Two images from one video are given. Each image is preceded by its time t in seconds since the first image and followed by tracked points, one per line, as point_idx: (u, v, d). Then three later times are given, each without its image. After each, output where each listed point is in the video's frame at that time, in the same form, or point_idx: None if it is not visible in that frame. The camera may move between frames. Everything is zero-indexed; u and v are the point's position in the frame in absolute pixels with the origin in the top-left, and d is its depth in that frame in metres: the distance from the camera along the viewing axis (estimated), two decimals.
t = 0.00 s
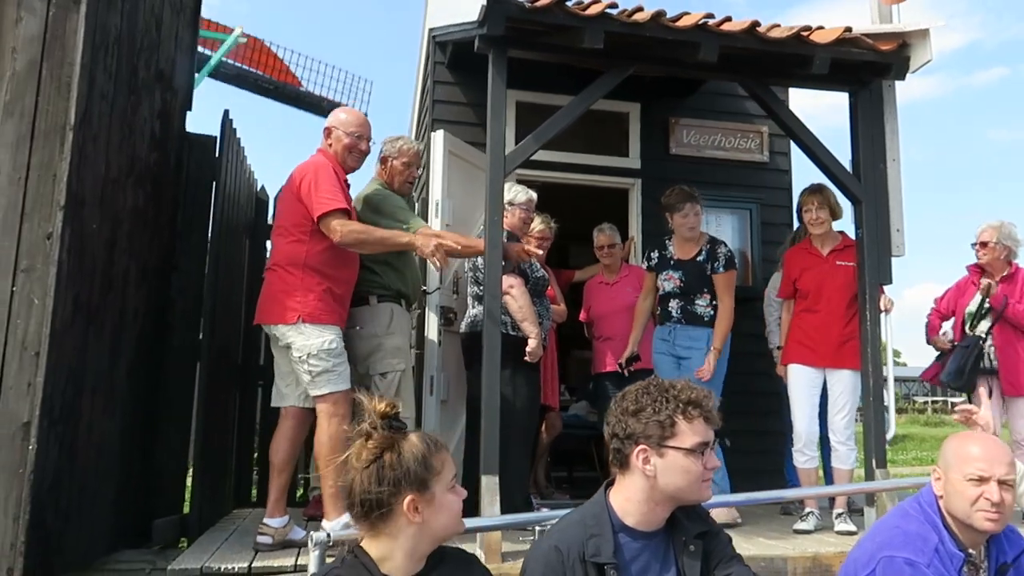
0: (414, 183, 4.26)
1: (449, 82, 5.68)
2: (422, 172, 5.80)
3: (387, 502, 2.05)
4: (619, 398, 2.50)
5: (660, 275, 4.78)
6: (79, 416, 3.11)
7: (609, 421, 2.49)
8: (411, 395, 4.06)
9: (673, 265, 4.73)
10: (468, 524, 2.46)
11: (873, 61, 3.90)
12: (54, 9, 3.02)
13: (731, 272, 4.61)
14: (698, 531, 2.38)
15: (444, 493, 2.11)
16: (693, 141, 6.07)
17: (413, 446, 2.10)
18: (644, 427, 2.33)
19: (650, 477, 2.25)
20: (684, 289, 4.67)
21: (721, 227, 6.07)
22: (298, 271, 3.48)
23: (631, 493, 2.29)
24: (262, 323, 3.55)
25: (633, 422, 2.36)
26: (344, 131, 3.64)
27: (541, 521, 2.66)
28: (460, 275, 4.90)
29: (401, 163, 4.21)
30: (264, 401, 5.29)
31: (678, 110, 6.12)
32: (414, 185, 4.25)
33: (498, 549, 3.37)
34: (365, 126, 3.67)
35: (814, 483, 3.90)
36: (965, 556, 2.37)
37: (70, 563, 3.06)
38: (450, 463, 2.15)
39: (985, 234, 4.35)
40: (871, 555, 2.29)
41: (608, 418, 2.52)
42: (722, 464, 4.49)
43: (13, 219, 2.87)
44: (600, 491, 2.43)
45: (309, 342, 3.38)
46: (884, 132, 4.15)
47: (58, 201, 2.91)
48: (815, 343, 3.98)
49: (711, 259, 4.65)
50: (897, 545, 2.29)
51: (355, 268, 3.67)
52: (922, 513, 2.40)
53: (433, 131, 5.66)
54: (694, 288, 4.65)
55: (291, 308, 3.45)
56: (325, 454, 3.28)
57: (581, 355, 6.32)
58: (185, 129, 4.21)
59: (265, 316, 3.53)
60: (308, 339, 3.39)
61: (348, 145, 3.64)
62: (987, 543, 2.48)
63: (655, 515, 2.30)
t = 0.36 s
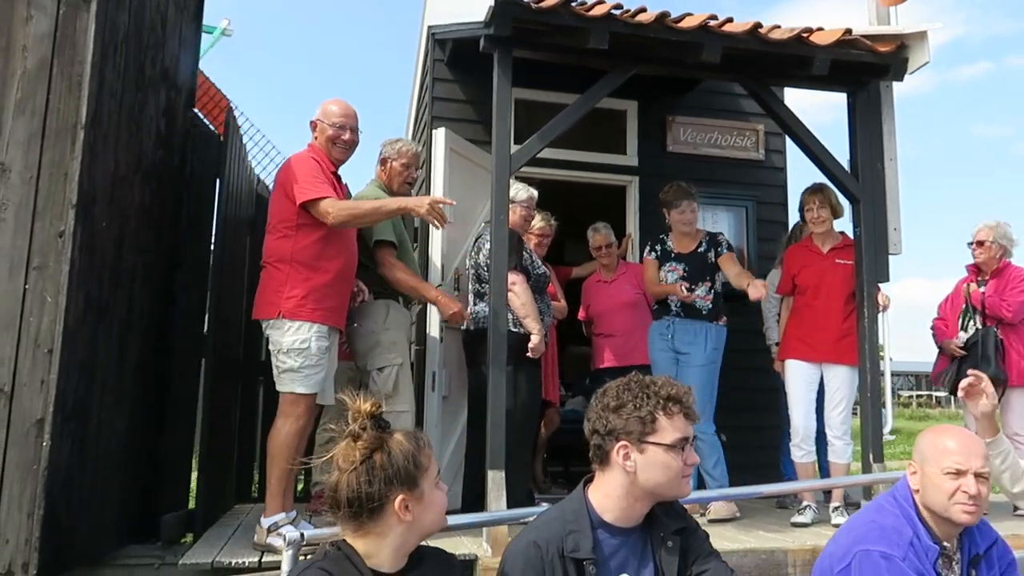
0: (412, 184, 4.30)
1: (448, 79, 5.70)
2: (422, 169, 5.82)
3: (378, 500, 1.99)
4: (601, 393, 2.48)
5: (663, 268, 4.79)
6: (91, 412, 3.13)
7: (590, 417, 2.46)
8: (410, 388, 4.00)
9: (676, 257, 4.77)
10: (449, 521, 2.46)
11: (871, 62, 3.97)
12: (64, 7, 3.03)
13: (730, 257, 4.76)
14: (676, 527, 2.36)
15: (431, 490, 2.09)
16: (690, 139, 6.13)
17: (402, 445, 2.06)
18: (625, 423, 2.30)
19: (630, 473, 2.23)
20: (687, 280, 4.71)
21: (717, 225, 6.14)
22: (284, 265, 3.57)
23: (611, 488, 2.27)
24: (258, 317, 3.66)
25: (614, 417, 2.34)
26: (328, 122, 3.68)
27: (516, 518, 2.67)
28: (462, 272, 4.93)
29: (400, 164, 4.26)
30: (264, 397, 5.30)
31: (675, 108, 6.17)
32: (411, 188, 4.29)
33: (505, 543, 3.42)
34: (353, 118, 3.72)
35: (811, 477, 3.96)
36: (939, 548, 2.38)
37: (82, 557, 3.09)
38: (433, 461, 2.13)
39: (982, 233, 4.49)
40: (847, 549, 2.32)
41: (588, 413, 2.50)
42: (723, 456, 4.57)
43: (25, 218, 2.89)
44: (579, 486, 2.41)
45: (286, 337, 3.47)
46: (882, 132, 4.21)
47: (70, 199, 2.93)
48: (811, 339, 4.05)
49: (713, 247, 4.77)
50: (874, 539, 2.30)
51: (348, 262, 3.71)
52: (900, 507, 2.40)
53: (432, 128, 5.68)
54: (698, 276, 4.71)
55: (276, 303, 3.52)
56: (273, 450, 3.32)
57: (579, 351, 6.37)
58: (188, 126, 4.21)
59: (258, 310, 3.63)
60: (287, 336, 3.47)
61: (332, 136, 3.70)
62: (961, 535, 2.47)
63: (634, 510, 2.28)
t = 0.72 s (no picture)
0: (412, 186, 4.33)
1: (449, 79, 5.75)
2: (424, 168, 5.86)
3: (361, 499, 1.88)
4: (578, 386, 2.44)
5: (661, 267, 4.88)
6: (107, 407, 3.17)
7: (568, 411, 2.42)
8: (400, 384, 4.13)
9: (675, 256, 4.85)
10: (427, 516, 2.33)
11: (870, 66, 4.06)
12: (81, 7, 3.07)
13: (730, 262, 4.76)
14: (655, 521, 2.30)
15: (414, 490, 1.98)
16: (688, 140, 6.21)
17: (388, 442, 1.95)
18: (601, 417, 2.26)
19: (605, 467, 2.19)
20: (687, 279, 4.78)
21: (714, 225, 6.23)
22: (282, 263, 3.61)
23: (588, 482, 2.22)
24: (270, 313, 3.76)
25: (590, 411, 2.30)
26: (323, 114, 3.75)
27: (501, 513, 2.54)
28: (464, 270, 4.99)
29: (400, 167, 4.28)
30: (267, 393, 5.34)
31: (673, 109, 6.25)
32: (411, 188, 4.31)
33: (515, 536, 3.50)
34: (349, 109, 3.79)
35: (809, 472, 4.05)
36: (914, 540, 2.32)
37: (96, 550, 3.13)
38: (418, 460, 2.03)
39: (972, 235, 4.58)
40: (822, 540, 2.25)
41: (566, 407, 2.45)
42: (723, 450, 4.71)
43: (45, 214, 2.93)
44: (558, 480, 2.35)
45: (287, 335, 3.53)
46: (880, 134, 4.31)
47: (89, 196, 2.96)
48: (808, 338, 4.12)
49: (713, 249, 4.80)
50: (849, 530, 2.24)
51: (348, 257, 3.72)
52: (874, 499, 2.34)
53: (434, 127, 5.73)
54: (699, 275, 4.78)
55: (277, 301, 3.57)
56: (279, 445, 3.44)
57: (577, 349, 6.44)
58: (196, 124, 4.25)
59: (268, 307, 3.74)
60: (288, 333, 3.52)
61: (327, 127, 3.75)
62: (934, 526, 2.41)
63: (612, 504, 2.23)
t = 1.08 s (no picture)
0: (412, 185, 4.41)
1: (458, 81, 5.82)
2: (431, 170, 5.93)
3: (346, 496, 1.88)
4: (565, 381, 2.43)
5: (665, 270, 4.92)
6: (130, 402, 3.23)
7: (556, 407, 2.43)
8: (389, 383, 4.18)
9: (678, 259, 4.89)
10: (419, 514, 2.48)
11: (876, 75, 4.14)
12: (109, 9, 3.12)
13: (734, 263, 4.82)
14: (647, 518, 2.30)
15: (401, 489, 1.97)
16: (692, 144, 6.29)
17: (378, 439, 1.95)
18: (582, 410, 2.27)
19: (587, 460, 2.19)
20: (688, 282, 4.82)
21: (717, 228, 6.31)
22: (290, 263, 3.72)
23: (574, 477, 2.22)
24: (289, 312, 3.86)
25: (572, 405, 2.31)
26: (331, 111, 3.74)
27: (489, 508, 2.69)
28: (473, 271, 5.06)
29: (400, 165, 4.38)
30: (276, 392, 5.38)
31: (677, 114, 6.33)
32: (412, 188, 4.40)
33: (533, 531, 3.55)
34: (357, 107, 3.79)
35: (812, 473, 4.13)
36: (903, 539, 2.32)
37: (119, 543, 3.18)
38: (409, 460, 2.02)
39: (972, 242, 4.69)
40: (812, 539, 2.24)
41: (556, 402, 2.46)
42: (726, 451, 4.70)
43: (73, 213, 2.98)
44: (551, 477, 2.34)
45: (298, 335, 3.63)
46: (884, 141, 4.41)
47: (115, 195, 3.01)
48: (810, 340, 4.21)
49: (715, 253, 4.83)
50: (838, 530, 2.23)
51: (355, 255, 3.76)
52: (863, 499, 2.34)
53: (442, 129, 5.79)
54: (699, 279, 4.81)
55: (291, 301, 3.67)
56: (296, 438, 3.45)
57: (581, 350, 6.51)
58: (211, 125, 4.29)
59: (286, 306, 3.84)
60: (299, 333, 3.62)
61: (335, 125, 3.75)
62: (922, 527, 2.40)
63: (600, 500, 2.22)
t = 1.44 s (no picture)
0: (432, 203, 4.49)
1: (481, 99, 5.91)
2: (455, 185, 6.01)
3: (356, 505, 1.87)
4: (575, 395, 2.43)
5: (688, 284, 4.98)
6: (174, 418, 3.31)
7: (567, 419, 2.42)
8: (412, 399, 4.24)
9: (701, 272, 4.95)
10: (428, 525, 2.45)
11: (900, 92, 4.20)
12: (154, 37, 3.22)
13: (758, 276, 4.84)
14: (659, 530, 2.26)
15: (411, 500, 1.95)
16: (712, 159, 6.35)
17: (388, 448, 1.95)
18: (592, 420, 2.26)
19: (597, 470, 2.18)
20: (712, 294, 4.86)
21: (738, 242, 6.36)
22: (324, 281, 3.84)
23: (586, 486, 2.20)
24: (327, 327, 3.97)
25: (581, 415, 2.31)
26: (366, 135, 3.84)
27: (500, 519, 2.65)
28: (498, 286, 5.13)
29: (421, 184, 4.48)
30: (304, 406, 5.45)
31: (697, 129, 6.40)
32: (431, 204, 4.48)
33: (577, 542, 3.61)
34: (391, 130, 3.85)
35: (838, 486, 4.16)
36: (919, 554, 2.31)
37: (163, 555, 3.24)
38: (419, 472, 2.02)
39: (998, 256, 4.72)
40: (825, 553, 2.21)
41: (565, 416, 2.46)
42: (751, 464, 4.73)
43: (120, 234, 3.08)
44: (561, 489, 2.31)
45: (327, 350, 3.70)
46: (908, 157, 4.47)
47: (161, 217, 3.10)
48: (835, 353, 4.24)
49: (739, 265, 4.87)
50: (852, 543, 2.21)
51: (387, 273, 3.82)
52: (878, 513, 2.34)
53: (466, 146, 5.88)
54: (723, 290, 4.85)
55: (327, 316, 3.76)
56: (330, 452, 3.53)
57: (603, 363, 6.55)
58: (245, 145, 4.39)
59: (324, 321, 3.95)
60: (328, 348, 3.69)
61: (370, 147, 3.83)
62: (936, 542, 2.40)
63: (610, 511, 2.18)
